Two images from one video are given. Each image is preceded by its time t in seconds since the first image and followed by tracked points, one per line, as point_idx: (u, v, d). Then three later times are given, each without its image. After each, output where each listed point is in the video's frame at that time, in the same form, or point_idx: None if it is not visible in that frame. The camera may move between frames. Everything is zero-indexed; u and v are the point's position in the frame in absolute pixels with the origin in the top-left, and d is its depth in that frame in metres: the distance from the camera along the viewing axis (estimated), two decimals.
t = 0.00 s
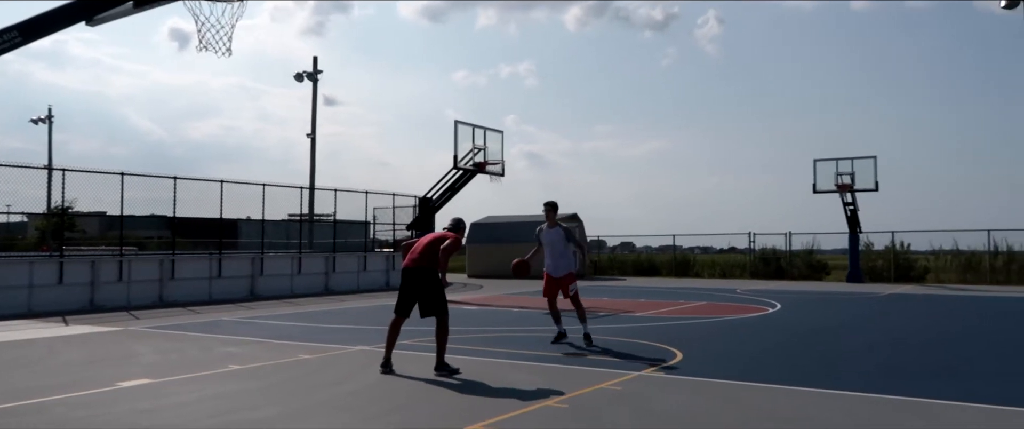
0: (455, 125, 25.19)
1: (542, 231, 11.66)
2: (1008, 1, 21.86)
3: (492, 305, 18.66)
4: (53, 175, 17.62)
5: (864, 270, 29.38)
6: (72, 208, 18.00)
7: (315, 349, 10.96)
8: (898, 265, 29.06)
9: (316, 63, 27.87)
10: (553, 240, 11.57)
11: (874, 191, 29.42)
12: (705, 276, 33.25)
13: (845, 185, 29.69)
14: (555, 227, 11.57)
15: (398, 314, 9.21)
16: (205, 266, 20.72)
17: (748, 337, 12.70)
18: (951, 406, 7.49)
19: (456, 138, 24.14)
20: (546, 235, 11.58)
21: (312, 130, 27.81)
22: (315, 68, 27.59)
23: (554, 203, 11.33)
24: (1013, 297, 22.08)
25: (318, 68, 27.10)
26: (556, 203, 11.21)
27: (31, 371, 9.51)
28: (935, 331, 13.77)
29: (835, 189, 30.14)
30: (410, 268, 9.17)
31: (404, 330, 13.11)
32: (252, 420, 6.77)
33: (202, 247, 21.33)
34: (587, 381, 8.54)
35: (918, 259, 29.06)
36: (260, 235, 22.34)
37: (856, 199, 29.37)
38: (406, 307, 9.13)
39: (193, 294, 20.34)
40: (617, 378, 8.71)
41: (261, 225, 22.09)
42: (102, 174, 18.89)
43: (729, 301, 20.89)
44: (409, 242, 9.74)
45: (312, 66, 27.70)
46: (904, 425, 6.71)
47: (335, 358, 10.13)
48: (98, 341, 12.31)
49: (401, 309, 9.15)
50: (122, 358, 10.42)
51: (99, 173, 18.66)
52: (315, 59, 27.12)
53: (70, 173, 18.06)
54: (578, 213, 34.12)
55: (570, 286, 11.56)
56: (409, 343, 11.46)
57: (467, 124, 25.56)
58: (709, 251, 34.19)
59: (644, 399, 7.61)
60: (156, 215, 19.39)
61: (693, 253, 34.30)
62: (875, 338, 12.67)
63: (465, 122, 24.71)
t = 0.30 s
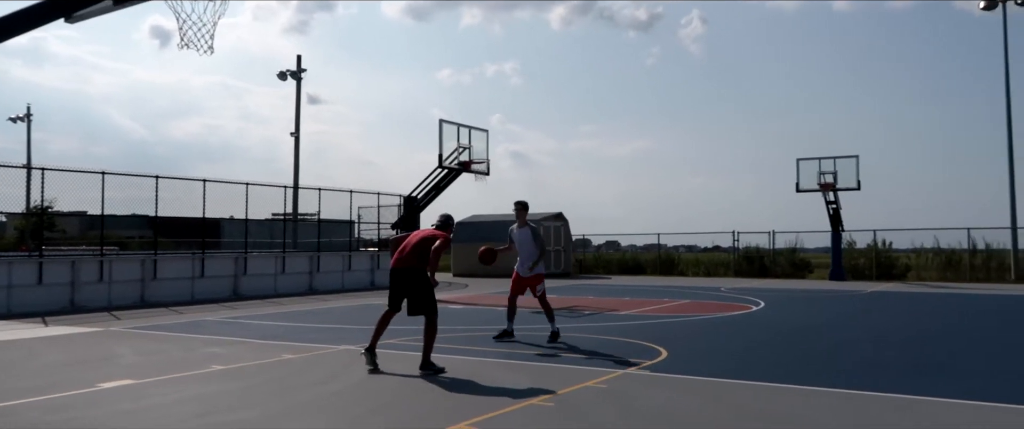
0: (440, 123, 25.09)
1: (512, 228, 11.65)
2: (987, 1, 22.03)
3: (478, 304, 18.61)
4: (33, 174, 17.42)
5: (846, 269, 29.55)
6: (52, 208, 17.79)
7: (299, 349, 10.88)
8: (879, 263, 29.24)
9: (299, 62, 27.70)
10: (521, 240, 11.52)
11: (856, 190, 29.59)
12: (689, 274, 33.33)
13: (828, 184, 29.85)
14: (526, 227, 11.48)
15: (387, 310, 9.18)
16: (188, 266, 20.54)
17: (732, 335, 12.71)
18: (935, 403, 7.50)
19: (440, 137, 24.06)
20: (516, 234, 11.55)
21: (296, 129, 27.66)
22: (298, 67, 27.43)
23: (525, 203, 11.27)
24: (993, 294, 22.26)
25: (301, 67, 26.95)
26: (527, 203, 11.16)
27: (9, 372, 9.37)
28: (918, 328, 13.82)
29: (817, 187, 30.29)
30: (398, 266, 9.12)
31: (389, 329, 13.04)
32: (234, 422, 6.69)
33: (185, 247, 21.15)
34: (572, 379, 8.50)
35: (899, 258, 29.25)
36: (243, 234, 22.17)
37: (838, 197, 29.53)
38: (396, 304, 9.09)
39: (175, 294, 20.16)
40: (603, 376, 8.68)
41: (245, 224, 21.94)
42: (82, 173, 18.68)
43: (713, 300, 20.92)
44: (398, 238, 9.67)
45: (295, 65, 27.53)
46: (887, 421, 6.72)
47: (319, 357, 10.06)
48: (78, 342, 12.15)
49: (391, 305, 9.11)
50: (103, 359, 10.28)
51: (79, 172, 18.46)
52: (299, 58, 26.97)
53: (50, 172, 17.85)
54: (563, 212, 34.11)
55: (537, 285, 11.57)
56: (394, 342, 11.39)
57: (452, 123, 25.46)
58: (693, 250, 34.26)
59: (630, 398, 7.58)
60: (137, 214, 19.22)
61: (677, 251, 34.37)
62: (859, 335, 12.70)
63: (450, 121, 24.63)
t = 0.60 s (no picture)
0: (432, 117, 25.01)
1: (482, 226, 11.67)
2: None
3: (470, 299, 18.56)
4: (22, 167, 17.29)
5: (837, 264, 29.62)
6: (41, 201, 17.67)
7: (290, 343, 10.83)
8: (871, 258, 29.30)
9: (291, 55, 27.57)
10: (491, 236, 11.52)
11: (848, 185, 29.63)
12: (682, 269, 33.33)
13: (820, 179, 29.89)
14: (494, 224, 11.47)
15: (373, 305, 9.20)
16: (179, 260, 20.44)
17: (724, 330, 12.70)
18: (926, 397, 7.49)
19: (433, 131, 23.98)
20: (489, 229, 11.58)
21: (288, 122, 27.54)
22: (290, 60, 27.31)
23: (491, 200, 11.17)
24: (983, 290, 22.32)
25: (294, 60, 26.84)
26: (491, 200, 11.06)
27: None
28: (909, 324, 13.83)
29: (809, 183, 30.32)
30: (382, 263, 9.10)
31: (381, 324, 12.99)
32: (226, 415, 6.66)
33: (176, 241, 21.03)
34: (565, 373, 8.49)
35: (891, 253, 29.31)
36: (235, 228, 22.06)
37: (830, 193, 29.57)
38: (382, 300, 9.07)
39: (166, 288, 20.06)
40: (595, 371, 8.66)
41: (236, 218, 21.83)
42: (72, 166, 18.55)
43: (706, 295, 20.92)
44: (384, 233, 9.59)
45: (287, 58, 27.40)
46: (878, 415, 6.73)
47: (311, 352, 10.01)
48: (68, 336, 12.07)
49: (378, 302, 9.10)
50: (93, 353, 10.21)
51: (69, 165, 18.33)
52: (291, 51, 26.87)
53: (40, 165, 17.72)
54: (556, 207, 34.08)
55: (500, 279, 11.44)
56: (387, 337, 11.35)
57: (445, 117, 25.37)
58: (685, 245, 34.27)
59: (622, 392, 7.57)
60: (128, 208, 19.11)
61: (669, 247, 34.37)
62: (851, 331, 12.71)
63: (442, 115, 24.56)
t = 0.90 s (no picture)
0: (434, 115, 25.00)
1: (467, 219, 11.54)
2: None
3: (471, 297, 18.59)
4: (25, 165, 17.32)
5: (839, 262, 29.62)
6: (44, 200, 17.70)
7: (293, 341, 10.86)
8: (872, 256, 29.31)
9: (293, 54, 27.60)
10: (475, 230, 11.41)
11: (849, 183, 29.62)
12: (683, 267, 33.34)
13: (821, 177, 29.88)
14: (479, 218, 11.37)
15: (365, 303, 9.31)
16: (181, 258, 20.47)
17: (726, 328, 12.72)
18: (927, 395, 7.50)
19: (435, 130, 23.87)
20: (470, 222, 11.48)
21: (290, 120, 27.57)
22: (292, 58, 27.34)
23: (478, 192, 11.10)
24: (985, 288, 22.34)
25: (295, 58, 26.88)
26: (478, 193, 10.99)
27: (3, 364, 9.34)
28: (910, 322, 13.83)
29: (811, 181, 30.31)
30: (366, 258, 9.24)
31: (383, 321, 13.01)
32: (228, 413, 6.68)
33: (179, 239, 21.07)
34: (566, 371, 8.50)
35: (892, 251, 29.31)
36: (237, 227, 22.09)
37: (832, 191, 29.56)
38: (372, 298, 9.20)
39: (168, 286, 20.10)
40: (596, 369, 8.68)
41: (238, 217, 21.86)
42: (75, 165, 18.58)
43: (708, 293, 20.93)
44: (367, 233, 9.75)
45: (289, 56, 27.43)
46: (878, 413, 6.74)
47: (313, 350, 10.05)
48: (72, 334, 12.11)
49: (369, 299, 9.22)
50: (97, 351, 10.25)
51: (72, 163, 18.36)
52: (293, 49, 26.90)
53: (42, 163, 17.75)
54: (557, 205, 34.09)
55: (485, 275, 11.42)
56: (389, 335, 11.37)
57: (447, 115, 25.22)
58: (687, 243, 34.25)
59: (623, 389, 7.59)
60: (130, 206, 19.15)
61: (671, 245, 34.35)
62: (852, 329, 12.73)
63: (444, 113, 24.55)
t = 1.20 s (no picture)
0: (448, 114, 25.03)
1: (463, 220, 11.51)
2: None
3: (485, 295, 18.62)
4: (43, 164, 17.49)
5: (855, 260, 29.48)
6: (62, 198, 17.88)
7: (307, 339, 10.92)
8: (888, 255, 29.15)
9: (308, 52, 27.71)
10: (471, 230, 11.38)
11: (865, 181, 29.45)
12: (697, 266, 33.26)
13: (836, 175, 29.71)
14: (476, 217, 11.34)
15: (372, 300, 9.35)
16: (197, 257, 20.60)
17: (740, 326, 12.69)
18: (945, 394, 7.46)
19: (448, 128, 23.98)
20: (465, 223, 11.48)
21: (305, 119, 27.70)
22: (306, 58, 27.48)
23: (474, 193, 11.14)
24: (1002, 286, 22.14)
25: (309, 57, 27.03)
26: (474, 193, 11.00)
27: (21, 361, 9.45)
28: (927, 320, 13.74)
29: (826, 179, 30.15)
30: (378, 252, 9.30)
31: (397, 320, 13.06)
32: (244, 411, 6.72)
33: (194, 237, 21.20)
34: (581, 370, 8.50)
35: (909, 250, 29.14)
36: (253, 225, 22.21)
37: (847, 189, 29.39)
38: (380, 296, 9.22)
39: (184, 284, 20.24)
40: (611, 367, 8.67)
41: (253, 215, 21.97)
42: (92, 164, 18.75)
43: (721, 291, 20.86)
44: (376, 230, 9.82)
45: (303, 55, 27.55)
46: (895, 413, 6.69)
47: (328, 348, 10.10)
48: (90, 331, 12.23)
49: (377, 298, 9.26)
50: (114, 349, 10.35)
51: (89, 162, 18.52)
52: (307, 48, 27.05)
53: (60, 162, 17.92)
54: (571, 203, 34.07)
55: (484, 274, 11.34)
56: (403, 333, 11.43)
57: (461, 114, 25.32)
58: (701, 241, 34.13)
59: (637, 388, 7.58)
60: (147, 204, 19.29)
61: (685, 243, 34.24)
62: (868, 327, 12.66)
63: (457, 112, 24.60)
